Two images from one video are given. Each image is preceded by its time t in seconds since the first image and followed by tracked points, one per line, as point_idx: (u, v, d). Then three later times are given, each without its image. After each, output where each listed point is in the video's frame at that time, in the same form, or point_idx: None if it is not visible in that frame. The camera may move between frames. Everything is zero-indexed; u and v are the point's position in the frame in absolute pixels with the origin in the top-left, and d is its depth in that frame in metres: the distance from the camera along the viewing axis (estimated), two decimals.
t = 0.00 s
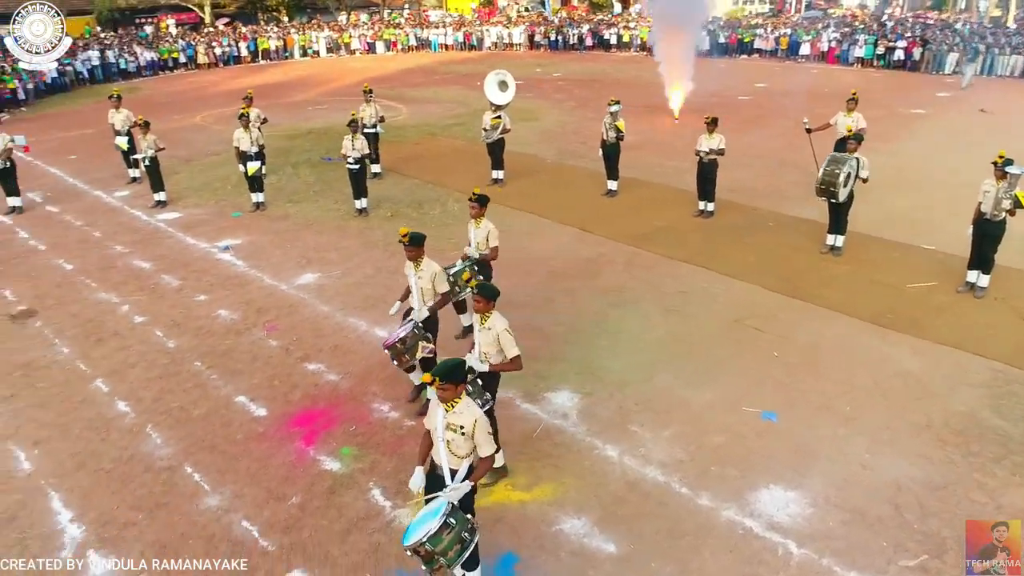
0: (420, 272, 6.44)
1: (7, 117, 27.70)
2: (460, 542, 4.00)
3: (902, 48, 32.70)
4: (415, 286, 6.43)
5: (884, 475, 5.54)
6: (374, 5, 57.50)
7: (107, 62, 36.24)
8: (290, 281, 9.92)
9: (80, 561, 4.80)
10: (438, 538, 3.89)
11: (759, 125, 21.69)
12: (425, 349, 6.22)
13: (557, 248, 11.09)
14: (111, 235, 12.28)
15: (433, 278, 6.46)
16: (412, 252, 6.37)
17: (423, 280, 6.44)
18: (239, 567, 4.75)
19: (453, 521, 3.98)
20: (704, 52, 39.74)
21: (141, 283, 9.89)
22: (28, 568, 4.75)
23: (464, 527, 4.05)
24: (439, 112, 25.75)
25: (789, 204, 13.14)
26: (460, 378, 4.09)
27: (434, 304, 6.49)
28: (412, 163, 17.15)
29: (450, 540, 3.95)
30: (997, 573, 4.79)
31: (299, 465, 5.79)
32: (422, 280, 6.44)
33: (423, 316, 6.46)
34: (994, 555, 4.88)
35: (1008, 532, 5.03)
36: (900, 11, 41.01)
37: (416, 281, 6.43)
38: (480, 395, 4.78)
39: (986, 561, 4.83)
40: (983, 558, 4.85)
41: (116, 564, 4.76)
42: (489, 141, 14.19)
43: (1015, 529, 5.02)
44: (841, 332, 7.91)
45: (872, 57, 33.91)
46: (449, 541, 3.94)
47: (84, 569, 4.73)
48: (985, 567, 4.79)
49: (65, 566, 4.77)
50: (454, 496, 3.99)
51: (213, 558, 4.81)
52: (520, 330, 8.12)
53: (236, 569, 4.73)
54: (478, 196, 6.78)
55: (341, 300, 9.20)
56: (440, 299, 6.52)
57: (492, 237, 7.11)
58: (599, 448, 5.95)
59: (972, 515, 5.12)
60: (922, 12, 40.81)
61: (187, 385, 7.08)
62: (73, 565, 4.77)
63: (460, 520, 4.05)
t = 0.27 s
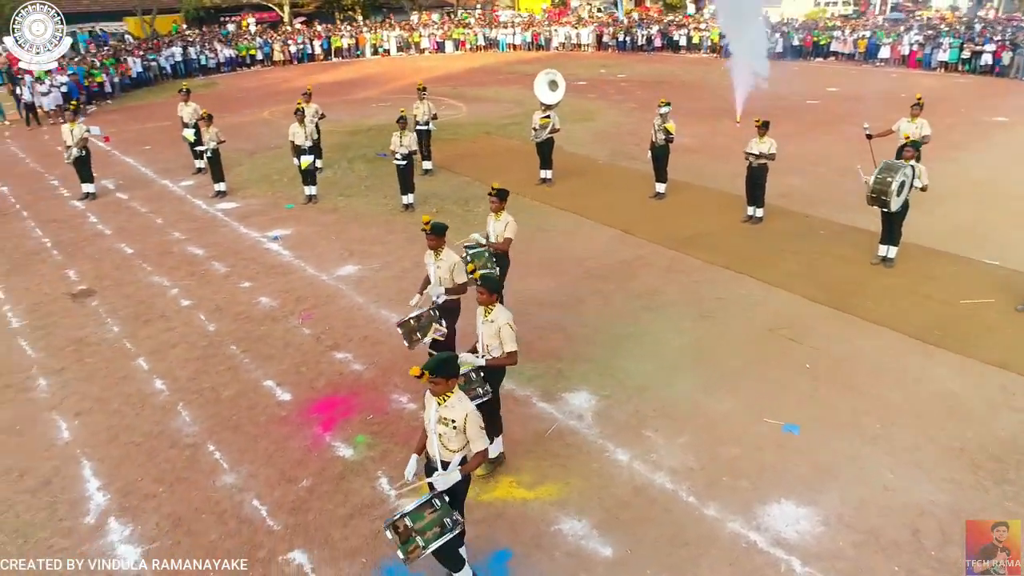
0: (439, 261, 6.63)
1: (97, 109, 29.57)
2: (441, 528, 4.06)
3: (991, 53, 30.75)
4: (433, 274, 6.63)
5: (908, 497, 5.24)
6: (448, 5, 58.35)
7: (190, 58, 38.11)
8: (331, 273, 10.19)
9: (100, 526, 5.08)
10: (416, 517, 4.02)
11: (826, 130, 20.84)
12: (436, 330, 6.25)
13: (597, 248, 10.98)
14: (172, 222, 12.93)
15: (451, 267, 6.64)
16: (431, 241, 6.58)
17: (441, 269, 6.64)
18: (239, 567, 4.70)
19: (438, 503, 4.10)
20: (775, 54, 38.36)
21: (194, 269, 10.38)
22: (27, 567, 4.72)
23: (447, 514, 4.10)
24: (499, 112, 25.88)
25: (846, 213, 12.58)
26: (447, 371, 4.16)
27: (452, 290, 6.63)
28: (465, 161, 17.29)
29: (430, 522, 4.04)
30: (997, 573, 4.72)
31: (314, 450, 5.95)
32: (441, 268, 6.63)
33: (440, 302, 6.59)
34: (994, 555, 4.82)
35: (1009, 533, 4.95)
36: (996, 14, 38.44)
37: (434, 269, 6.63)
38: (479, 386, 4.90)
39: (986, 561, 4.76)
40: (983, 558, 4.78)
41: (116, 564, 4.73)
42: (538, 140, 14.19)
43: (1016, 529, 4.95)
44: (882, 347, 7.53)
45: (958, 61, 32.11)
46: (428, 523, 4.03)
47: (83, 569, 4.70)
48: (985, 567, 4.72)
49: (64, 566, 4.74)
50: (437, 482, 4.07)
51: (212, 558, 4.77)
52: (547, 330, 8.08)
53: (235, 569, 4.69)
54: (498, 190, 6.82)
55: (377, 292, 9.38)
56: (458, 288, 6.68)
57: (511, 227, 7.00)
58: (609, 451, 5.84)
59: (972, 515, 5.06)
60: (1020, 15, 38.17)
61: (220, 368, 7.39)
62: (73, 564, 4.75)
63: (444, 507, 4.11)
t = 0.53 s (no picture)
0: (466, 259, 6.62)
1: (174, 104, 31.08)
2: (441, 542, 3.78)
3: None
4: (460, 272, 6.65)
5: (931, 523, 4.93)
6: (519, 6, 58.61)
7: (263, 56, 39.55)
8: (369, 266, 10.38)
9: (121, 498, 5.34)
10: (414, 534, 3.72)
11: (897, 137, 19.85)
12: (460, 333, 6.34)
13: (637, 249, 10.79)
14: (228, 212, 13.46)
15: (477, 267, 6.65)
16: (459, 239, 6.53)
17: (468, 268, 6.64)
18: (239, 568, 4.66)
19: (433, 519, 3.78)
20: (850, 58, 36.82)
21: (242, 258, 10.78)
22: (27, 568, 4.68)
23: (446, 527, 3.83)
24: (557, 112, 25.81)
25: (906, 224, 11.95)
26: (445, 373, 3.96)
27: (472, 293, 6.70)
28: (515, 159, 17.30)
29: (428, 538, 3.75)
30: (998, 573, 4.64)
31: (329, 438, 6.07)
32: (467, 267, 6.64)
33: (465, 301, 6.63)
34: (994, 555, 4.73)
35: (1010, 533, 4.86)
36: None
37: (461, 267, 6.63)
38: (486, 388, 4.77)
39: (987, 561, 4.68)
40: (984, 558, 4.70)
41: (116, 565, 4.69)
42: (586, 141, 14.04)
43: (1016, 530, 4.85)
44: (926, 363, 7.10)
45: None
46: (426, 539, 3.74)
47: (83, 569, 4.66)
48: (983, 566, 4.64)
49: (64, 567, 4.70)
50: (433, 492, 3.81)
51: (212, 559, 4.73)
52: (575, 332, 7.98)
53: (235, 570, 4.64)
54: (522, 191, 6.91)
55: (411, 287, 9.49)
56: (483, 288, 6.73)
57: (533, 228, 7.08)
58: (620, 457, 5.72)
59: (973, 514, 4.98)
60: None
61: (253, 354, 7.64)
62: (73, 565, 4.71)
63: (443, 519, 3.83)
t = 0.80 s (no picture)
0: (491, 256, 6.43)
1: (241, 100, 32.23)
2: (431, 544, 3.63)
3: None
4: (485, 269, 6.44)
5: (953, 553, 4.63)
6: (585, 6, 58.29)
7: (328, 54, 40.57)
8: (405, 263, 10.47)
9: (140, 478, 5.54)
10: (403, 534, 3.59)
11: (971, 146, 18.75)
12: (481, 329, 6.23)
13: (676, 252, 10.51)
14: (277, 205, 13.85)
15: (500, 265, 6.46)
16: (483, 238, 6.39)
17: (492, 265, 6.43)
18: (239, 567, 4.63)
19: (424, 520, 3.63)
20: (927, 62, 35.02)
21: (284, 250, 11.06)
22: (27, 568, 4.64)
23: (437, 529, 3.68)
24: (611, 113, 25.49)
25: (969, 236, 11.23)
26: (442, 373, 3.81)
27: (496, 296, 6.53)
28: (563, 160, 17.16)
29: (417, 539, 3.61)
30: (997, 573, 4.60)
31: (344, 431, 6.13)
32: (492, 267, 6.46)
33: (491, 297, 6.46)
34: (994, 556, 4.69)
35: (1010, 533, 4.80)
36: None
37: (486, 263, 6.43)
38: (488, 389, 4.76)
39: (987, 561, 4.65)
40: (984, 558, 4.66)
41: (116, 565, 4.66)
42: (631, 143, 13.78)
43: (1017, 530, 4.80)
44: (973, 384, 6.64)
45: None
46: (415, 539, 3.60)
47: (83, 570, 4.61)
48: (984, 567, 4.60)
49: (63, 566, 4.65)
50: (425, 495, 3.62)
51: (212, 559, 4.69)
52: (601, 335, 7.83)
53: (234, 569, 4.61)
54: (543, 188, 6.96)
55: (443, 285, 9.52)
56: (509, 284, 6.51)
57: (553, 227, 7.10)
58: (631, 465, 5.57)
59: (972, 514, 4.94)
60: None
61: (282, 344, 7.81)
62: (72, 564, 4.66)
63: (434, 521, 3.69)
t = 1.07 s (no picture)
0: (510, 254, 6.32)
1: (302, 97, 33.11)
2: (404, 543, 3.69)
3: None
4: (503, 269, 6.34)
5: None
6: (649, 8, 57.55)
7: (388, 53, 41.25)
8: (438, 261, 10.50)
9: (157, 462, 5.71)
10: (378, 526, 3.67)
11: None
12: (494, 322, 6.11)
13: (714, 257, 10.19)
14: (322, 201, 14.14)
15: (518, 265, 6.30)
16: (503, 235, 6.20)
17: (510, 265, 6.32)
18: (239, 567, 4.60)
19: (401, 515, 3.72)
20: (1009, 66, 33.07)
21: (323, 245, 11.27)
22: (27, 569, 4.62)
23: (413, 528, 3.74)
24: (666, 115, 25.02)
25: None
26: (437, 377, 3.77)
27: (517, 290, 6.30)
28: (609, 161, 16.93)
29: (391, 534, 3.69)
30: (998, 573, 4.60)
31: (357, 426, 6.15)
32: (514, 263, 6.31)
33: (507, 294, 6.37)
34: (994, 556, 4.68)
35: (1010, 533, 4.80)
36: None
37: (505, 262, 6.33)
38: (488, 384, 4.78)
39: (987, 561, 4.64)
40: (984, 558, 4.65)
41: (116, 565, 4.64)
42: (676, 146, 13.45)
43: (1016, 530, 4.81)
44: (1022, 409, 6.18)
45: None
46: (389, 534, 3.68)
47: (83, 570, 4.60)
48: (985, 567, 4.59)
49: (64, 567, 4.63)
50: (406, 493, 3.69)
51: (212, 559, 4.67)
52: (626, 341, 7.64)
53: (234, 569, 4.58)
54: (561, 187, 7.06)
55: (472, 284, 9.51)
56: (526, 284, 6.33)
57: (573, 225, 7.16)
58: (641, 476, 5.39)
59: (973, 513, 4.91)
60: None
61: (309, 338, 7.94)
62: (72, 565, 4.65)
63: (411, 519, 3.75)
